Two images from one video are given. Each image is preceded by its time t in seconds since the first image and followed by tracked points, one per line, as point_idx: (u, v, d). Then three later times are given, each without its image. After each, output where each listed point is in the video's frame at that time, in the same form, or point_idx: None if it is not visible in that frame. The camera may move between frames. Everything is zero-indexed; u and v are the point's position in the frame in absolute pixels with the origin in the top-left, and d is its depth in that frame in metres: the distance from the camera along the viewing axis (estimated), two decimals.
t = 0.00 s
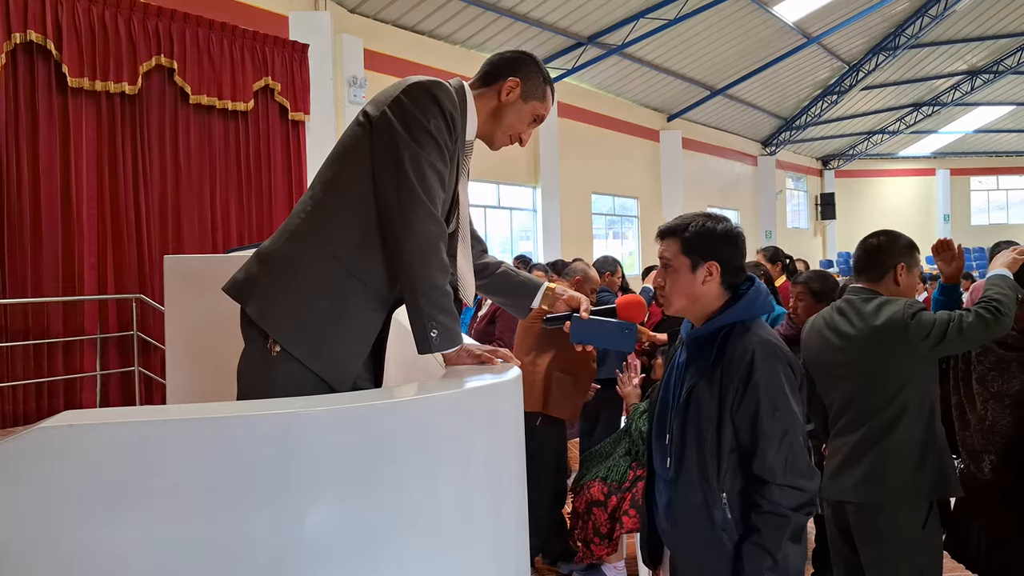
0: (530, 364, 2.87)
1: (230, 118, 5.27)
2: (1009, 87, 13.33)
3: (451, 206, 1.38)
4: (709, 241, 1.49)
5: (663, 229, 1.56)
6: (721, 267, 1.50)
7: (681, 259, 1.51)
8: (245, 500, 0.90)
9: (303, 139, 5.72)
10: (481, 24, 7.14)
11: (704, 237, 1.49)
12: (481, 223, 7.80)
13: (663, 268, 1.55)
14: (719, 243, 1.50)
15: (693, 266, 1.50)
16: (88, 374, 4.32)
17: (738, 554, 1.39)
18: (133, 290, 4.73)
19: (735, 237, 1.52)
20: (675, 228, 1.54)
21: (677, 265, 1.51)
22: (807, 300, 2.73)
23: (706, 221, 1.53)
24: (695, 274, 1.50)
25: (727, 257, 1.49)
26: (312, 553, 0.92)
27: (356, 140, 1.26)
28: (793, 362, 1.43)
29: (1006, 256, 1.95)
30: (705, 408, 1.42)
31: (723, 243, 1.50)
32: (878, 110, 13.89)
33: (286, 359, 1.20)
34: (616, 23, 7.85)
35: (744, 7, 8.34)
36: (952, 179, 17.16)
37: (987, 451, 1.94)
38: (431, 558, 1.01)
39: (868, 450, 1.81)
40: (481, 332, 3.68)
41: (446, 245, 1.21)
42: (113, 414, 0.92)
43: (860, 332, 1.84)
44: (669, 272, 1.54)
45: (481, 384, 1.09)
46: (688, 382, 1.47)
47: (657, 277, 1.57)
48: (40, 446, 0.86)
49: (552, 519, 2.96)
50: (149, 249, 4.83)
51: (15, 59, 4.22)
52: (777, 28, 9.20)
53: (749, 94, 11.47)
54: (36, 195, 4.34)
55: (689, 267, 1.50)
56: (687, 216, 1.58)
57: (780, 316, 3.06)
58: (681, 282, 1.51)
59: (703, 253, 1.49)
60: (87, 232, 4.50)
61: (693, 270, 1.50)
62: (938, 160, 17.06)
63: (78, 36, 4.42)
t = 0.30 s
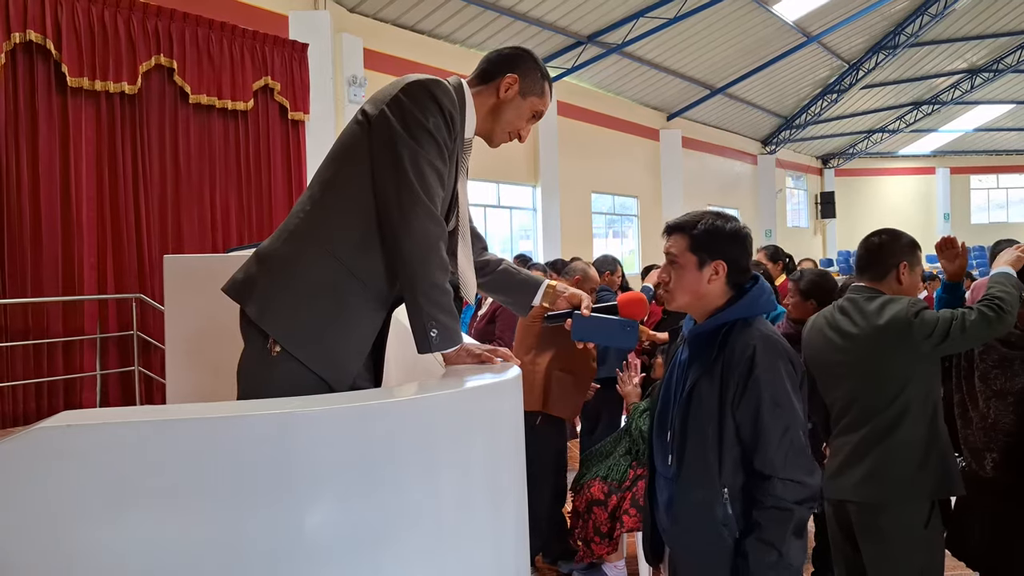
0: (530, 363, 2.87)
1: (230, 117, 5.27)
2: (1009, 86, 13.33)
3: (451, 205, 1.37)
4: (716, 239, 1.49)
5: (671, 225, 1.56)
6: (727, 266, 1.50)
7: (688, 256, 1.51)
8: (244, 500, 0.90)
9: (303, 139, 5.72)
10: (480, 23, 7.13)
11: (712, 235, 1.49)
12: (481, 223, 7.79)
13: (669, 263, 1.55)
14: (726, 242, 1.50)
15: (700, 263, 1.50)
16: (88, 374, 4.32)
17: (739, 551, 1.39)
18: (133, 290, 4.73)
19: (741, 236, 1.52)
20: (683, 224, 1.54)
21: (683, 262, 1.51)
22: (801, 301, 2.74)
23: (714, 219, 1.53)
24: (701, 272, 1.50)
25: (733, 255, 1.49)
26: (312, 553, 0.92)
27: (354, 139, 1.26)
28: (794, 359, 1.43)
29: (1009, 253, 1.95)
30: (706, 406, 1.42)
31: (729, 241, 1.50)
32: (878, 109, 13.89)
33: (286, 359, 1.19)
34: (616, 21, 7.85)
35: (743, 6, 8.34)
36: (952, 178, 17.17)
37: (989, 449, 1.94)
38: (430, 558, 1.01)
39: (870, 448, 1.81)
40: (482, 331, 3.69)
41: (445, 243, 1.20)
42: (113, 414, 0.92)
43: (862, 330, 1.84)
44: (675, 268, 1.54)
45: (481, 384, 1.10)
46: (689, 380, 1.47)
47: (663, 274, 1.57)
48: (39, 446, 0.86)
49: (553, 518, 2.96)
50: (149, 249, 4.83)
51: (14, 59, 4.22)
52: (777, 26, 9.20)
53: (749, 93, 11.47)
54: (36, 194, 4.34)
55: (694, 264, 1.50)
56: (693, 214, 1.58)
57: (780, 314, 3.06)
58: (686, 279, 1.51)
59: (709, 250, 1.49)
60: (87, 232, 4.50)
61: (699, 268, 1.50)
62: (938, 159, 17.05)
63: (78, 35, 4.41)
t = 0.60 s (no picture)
0: (530, 362, 2.86)
1: (230, 117, 5.26)
2: (1009, 84, 13.32)
3: (450, 203, 1.37)
4: (719, 238, 1.49)
5: (674, 223, 1.56)
6: (729, 265, 1.50)
7: (690, 255, 1.51)
8: (243, 500, 0.90)
9: (303, 138, 5.72)
10: (480, 22, 7.13)
11: (716, 234, 1.49)
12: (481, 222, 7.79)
13: (672, 261, 1.55)
14: (729, 240, 1.49)
15: (702, 262, 1.50)
16: (88, 374, 4.32)
17: (743, 550, 1.39)
18: (133, 290, 4.73)
19: (743, 234, 1.52)
20: (686, 223, 1.54)
21: (685, 260, 1.51)
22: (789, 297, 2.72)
23: (717, 218, 1.52)
24: (704, 271, 1.50)
25: (735, 254, 1.49)
26: (312, 553, 0.91)
27: (353, 137, 1.25)
28: (796, 357, 1.43)
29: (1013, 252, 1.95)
30: (709, 405, 1.42)
31: (732, 240, 1.50)
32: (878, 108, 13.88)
33: (286, 359, 1.19)
34: (616, 20, 7.84)
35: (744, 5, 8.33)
36: (952, 176, 17.16)
37: (991, 447, 1.95)
38: (430, 558, 1.00)
39: (873, 448, 1.81)
40: (482, 330, 3.68)
41: (445, 242, 1.20)
42: (113, 414, 0.92)
43: (865, 329, 1.83)
44: (677, 267, 1.54)
45: (481, 383, 1.09)
46: (691, 379, 1.47)
47: (665, 272, 1.56)
48: (39, 446, 0.85)
49: (553, 517, 2.96)
50: (149, 248, 4.83)
51: (14, 58, 4.22)
52: (776, 25, 9.19)
53: (749, 91, 11.46)
54: (36, 193, 4.34)
55: (697, 263, 1.50)
56: (696, 212, 1.57)
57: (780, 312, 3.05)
58: (688, 278, 1.51)
59: (712, 249, 1.49)
60: (87, 232, 4.50)
61: (701, 267, 1.50)
62: (938, 157, 17.05)
63: (77, 34, 4.41)
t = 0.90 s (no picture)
0: (531, 360, 2.85)
1: (230, 115, 5.25)
2: (1010, 82, 13.31)
3: (451, 201, 1.37)
4: (720, 236, 1.49)
5: (674, 222, 1.56)
6: (730, 264, 1.49)
7: (691, 253, 1.50)
8: (243, 499, 0.89)
9: (303, 136, 5.72)
10: (480, 20, 7.12)
11: (716, 232, 1.49)
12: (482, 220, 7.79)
13: (673, 260, 1.54)
14: (731, 240, 1.49)
15: (702, 261, 1.49)
16: (88, 372, 4.32)
17: (743, 551, 1.39)
18: (133, 288, 4.73)
19: (744, 233, 1.51)
20: (687, 221, 1.53)
21: (686, 259, 1.51)
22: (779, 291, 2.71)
23: (718, 216, 1.52)
24: (704, 270, 1.49)
25: (736, 253, 1.49)
26: (312, 552, 0.91)
27: (354, 135, 1.25)
28: (798, 357, 1.43)
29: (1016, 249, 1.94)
30: (711, 405, 1.42)
31: (734, 239, 1.49)
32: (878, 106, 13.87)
33: (286, 357, 1.19)
34: (616, 18, 7.84)
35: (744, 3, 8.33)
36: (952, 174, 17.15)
37: (995, 446, 1.94)
38: (430, 557, 1.00)
39: (875, 448, 1.81)
40: (482, 328, 3.68)
41: (446, 241, 1.20)
42: (113, 412, 0.91)
43: (868, 327, 1.83)
44: (678, 266, 1.53)
45: (481, 382, 1.09)
46: (693, 378, 1.46)
47: (666, 270, 1.56)
48: (39, 445, 0.85)
49: (553, 515, 2.96)
50: (149, 247, 4.83)
51: (14, 57, 4.21)
52: (777, 23, 9.18)
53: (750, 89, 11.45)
54: (36, 192, 4.34)
55: (698, 262, 1.49)
56: (696, 210, 1.57)
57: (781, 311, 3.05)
58: (688, 277, 1.51)
59: (713, 247, 1.49)
60: (87, 232, 4.50)
61: (701, 265, 1.49)
62: (938, 155, 17.04)
63: (77, 32, 4.40)
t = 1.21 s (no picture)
0: (532, 357, 2.85)
1: (231, 113, 5.25)
2: (1011, 81, 13.31)
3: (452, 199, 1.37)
4: (720, 234, 1.49)
5: (674, 220, 1.56)
6: (730, 261, 1.49)
7: (690, 251, 1.50)
8: (245, 497, 0.89)
9: (304, 135, 5.71)
10: (481, 18, 7.12)
11: (715, 230, 1.49)
12: (482, 218, 7.79)
13: (673, 258, 1.54)
14: (731, 237, 1.49)
15: (702, 259, 1.49)
16: (88, 371, 4.32)
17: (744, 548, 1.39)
18: (133, 286, 4.73)
19: (745, 231, 1.51)
20: (686, 219, 1.53)
21: (686, 257, 1.50)
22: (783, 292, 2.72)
23: (717, 214, 1.52)
24: (704, 267, 1.49)
25: (736, 250, 1.49)
26: (314, 550, 0.91)
27: (355, 133, 1.25)
28: (801, 355, 1.43)
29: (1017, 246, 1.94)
30: (713, 403, 1.42)
31: (734, 237, 1.49)
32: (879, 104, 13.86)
33: (287, 355, 1.19)
34: (616, 16, 7.84)
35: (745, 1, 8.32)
36: (953, 173, 17.15)
37: (995, 444, 1.95)
38: (431, 555, 1.00)
39: (876, 446, 1.81)
40: (483, 326, 3.68)
41: (448, 239, 1.20)
42: (115, 411, 0.92)
43: (870, 326, 1.83)
44: (678, 264, 1.53)
45: (481, 381, 1.09)
46: (694, 376, 1.47)
47: (666, 268, 1.56)
48: (41, 445, 0.85)
49: (554, 513, 2.96)
50: (150, 246, 4.83)
51: (14, 55, 4.21)
52: (777, 22, 9.18)
53: (750, 88, 11.44)
54: (36, 190, 4.33)
55: (697, 260, 1.50)
56: (696, 209, 1.57)
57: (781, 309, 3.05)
58: (689, 275, 1.51)
59: (713, 246, 1.49)
60: (87, 231, 4.50)
61: (701, 263, 1.49)
62: (938, 154, 17.03)
63: (78, 31, 4.40)
